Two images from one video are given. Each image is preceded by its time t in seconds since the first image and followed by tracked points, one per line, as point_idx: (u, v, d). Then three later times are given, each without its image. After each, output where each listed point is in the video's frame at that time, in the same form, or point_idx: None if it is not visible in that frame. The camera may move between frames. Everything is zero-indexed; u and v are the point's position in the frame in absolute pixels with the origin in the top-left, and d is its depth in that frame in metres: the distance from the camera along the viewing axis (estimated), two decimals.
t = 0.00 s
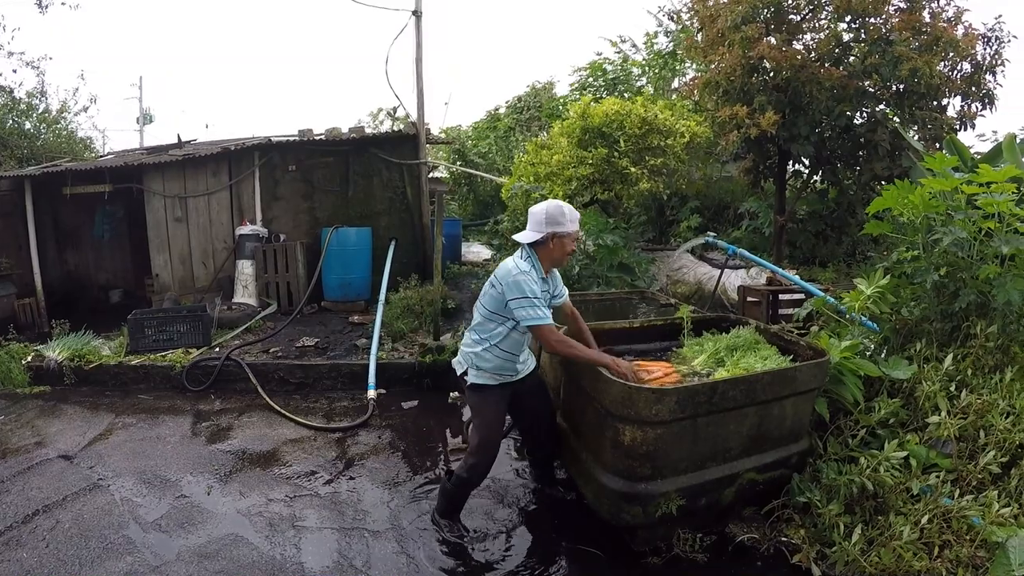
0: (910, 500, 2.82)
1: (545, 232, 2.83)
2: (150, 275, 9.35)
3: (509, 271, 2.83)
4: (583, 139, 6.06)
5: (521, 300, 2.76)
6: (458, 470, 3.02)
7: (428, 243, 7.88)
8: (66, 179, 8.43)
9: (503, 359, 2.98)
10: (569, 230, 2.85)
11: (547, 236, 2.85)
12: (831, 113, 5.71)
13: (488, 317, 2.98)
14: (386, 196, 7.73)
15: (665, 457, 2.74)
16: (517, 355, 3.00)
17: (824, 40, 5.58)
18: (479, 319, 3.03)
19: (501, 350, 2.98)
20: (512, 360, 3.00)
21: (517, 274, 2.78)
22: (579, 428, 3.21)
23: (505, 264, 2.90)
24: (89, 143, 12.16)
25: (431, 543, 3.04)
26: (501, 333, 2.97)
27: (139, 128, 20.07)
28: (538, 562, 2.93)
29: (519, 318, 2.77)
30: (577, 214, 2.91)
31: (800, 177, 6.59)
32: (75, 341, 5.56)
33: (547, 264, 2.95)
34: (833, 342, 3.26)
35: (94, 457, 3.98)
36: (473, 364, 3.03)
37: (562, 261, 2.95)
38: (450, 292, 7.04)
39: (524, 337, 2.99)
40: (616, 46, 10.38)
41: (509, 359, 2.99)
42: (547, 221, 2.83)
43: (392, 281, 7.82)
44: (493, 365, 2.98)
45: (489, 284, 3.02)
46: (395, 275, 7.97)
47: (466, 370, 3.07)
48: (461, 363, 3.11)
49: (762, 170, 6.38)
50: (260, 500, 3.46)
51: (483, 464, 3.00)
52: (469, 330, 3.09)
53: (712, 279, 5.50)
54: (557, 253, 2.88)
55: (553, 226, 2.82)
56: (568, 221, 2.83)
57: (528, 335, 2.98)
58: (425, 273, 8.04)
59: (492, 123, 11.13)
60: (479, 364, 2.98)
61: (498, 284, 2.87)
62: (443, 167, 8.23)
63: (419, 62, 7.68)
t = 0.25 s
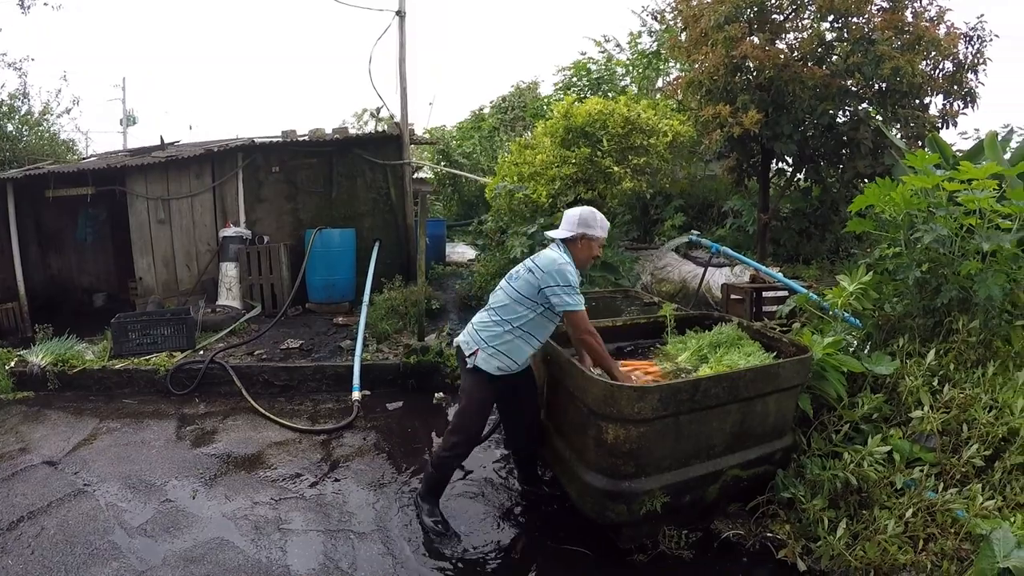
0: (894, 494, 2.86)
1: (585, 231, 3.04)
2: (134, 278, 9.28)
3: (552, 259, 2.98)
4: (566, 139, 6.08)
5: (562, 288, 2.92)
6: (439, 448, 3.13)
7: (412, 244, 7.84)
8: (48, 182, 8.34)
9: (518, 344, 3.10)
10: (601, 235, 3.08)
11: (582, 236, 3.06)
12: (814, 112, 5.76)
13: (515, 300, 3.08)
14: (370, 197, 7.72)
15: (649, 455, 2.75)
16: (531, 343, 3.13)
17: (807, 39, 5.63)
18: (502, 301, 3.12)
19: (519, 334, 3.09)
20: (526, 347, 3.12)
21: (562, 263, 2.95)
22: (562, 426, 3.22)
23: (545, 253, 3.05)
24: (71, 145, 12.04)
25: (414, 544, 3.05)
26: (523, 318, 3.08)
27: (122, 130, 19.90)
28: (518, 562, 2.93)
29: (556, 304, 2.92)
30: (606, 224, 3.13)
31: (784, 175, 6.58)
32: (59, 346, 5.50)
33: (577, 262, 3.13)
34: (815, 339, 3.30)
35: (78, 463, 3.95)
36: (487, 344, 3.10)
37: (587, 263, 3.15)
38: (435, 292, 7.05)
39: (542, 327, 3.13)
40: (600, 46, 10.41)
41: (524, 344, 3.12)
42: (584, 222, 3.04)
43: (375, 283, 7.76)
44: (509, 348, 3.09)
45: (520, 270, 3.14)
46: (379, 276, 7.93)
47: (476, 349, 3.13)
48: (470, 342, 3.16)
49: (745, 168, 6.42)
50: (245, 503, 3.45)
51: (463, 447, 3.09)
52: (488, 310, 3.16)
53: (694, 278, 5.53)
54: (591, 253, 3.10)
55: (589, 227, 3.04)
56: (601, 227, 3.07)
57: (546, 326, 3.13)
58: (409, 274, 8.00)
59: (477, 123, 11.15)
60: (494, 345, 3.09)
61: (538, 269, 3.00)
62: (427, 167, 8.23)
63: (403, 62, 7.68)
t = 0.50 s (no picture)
0: (879, 490, 2.90)
1: (586, 238, 3.09)
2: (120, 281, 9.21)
3: (557, 265, 3.01)
4: (552, 139, 6.09)
5: (565, 293, 2.95)
6: (427, 443, 3.22)
7: (398, 244, 7.84)
8: (33, 184, 8.27)
9: (513, 345, 3.11)
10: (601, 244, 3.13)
11: (580, 242, 3.11)
12: (799, 111, 5.81)
13: (515, 301, 3.09)
14: (357, 199, 7.71)
15: (634, 454, 2.76)
16: (526, 345, 3.13)
17: (792, 39, 5.67)
18: (501, 301, 3.12)
19: (516, 336, 3.11)
20: (521, 349, 3.13)
21: (567, 269, 2.98)
22: (547, 425, 3.24)
23: (549, 258, 3.08)
24: (56, 146, 11.93)
25: (401, 544, 3.06)
26: (521, 319, 3.09)
27: (108, 131, 19.75)
28: (498, 561, 2.95)
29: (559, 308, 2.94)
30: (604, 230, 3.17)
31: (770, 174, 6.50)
32: (45, 350, 5.43)
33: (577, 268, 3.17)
34: (800, 338, 3.34)
35: (64, 467, 3.92)
36: (482, 342, 3.10)
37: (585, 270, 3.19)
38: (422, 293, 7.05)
39: (538, 330, 3.14)
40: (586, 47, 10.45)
41: (519, 347, 3.13)
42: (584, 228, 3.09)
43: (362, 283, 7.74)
44: (504, 348, 3.10)
45: (522, 272, 3.15)
46: (365, 277, 7.92)
47: (470, 347, 3.13)
48: (465, 339, 3.15)
49: (731, 168, 6.46)
50: (232, 506, 3.44)
51: (449, 443, 3.17)
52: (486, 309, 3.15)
53: (679, 277, 5.56)
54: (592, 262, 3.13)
55: (587, 233, 3.08)
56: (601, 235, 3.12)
57: (542, 330, 3.14)
58: (396, 275, 8.00)
59: (464, 124, 11.16)
60: (488, 345, 3.10)
61: (542, 273, 3.02)
62: (414, 168, 8.23)
63: (389, 63, 7.68)
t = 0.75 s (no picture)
0: (865, 489, 2.92)
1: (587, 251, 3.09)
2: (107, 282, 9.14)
3: (560, 277, 3.02)
4: (538, 140, 6.10)
5: (565, 305, 2.97)
6: (413, 442, 3.23)
7: (386, 245, 7.83)
8: (18, 185, 8.19)
9: (504, 348, 3.13)
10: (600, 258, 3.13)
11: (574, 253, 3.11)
12: (786, 113, 5.85)
13: (512, 306, 3.08)
14: (344, 200, 7.69)
15: (620, 454, 2.78)
16: (517, 350, 3.15)
17: (779, 42, 5.72)
18: (498, 303, 3.10)
19: (508, 340, 3.12)
20: (512, 353, 3.15)
21: (569, 282, 3.00)
22: (534, 426, 3.25)
23: (551, 268, 3.08)
24: (41, 146, 11.82)
25: (388, 545, 3.06)
26: (516, 324, 3.10)
27: (94, 131, 19.59)
28: (484, 561, 2.96)
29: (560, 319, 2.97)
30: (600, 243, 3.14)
31: (756, 176, 6.62)
32: (31, 351, 5.37)
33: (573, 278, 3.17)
34: (785, 338, 3.37)
35: (51, 470, 3.89)
36: (475, 342, 3.10)
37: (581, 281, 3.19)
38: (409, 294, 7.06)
39: (531, 336, 3.16)
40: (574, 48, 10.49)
41: (510, 351, 3.14)
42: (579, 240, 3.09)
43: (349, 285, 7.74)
44: (496, 350, 3.11)
45: (522, 278, 3.14)
46: (353, 278, 7.91)
47: (462, 346, 3.12)
48: (457, 337, 3.13)
49: (718, 169, 6.50)
50: (219, 508, 3.42)
51: (434, 442, 3.18)
52: (481, 309, 3.13)
53: (665, 277, 5.59)
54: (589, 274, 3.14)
55: (579, 245, 3.08)
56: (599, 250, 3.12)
57: (534, 336, 3.16)
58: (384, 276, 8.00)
59: (452, 125, 11.17)
60: (480, 346, 3.10)
61: (544, 283, 3.02)
62: (402, 168, 8.23)
63: (378, 64, 7.67)
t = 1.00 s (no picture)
0: (857, 485, 2.94)
1: (575, 250, 3.10)
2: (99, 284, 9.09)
3: (551, 276, 3.03)
4: (530, 140, 6.11)
5: (556, 304, 2.98)
6: (405, 441, 3.24)
7: (378, 245, 7.82)
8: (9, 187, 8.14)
9: (495, 347, 3.13)
10: (590, 258, 3.11)
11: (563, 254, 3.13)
12: (777, 112, 5.87)
13: (503, 305, 3.09)
14: (336, 200, 7.68)
15: (611, 452, 2.79)
16: (508, 348, 3.16)
17: (770, 41, 5.75)
18: (489, 302, 3.11)
19: (499, 338, 3.12)
20: (502, 351, 3.15)
21: (559, 281, 3.00)
22: (526, 425, 3.25)
23: (543, 268, 3.09)
24: (33, 148, 11.75)
25: (382, 544, 3.07)
26: (506, 323, 3.11)
27: (86, 132, 19.49)
28: (477, 559, 2.97)
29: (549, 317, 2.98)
30: (591, 245, 3.12)
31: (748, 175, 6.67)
32: (23, 354, 5.34)
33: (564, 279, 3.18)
34: (776, 336, 3.39)
35: (44, 473, 3.88)
36: (465, 340, 3.11)
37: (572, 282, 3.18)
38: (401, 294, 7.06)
39: (522, 334, 3.16)
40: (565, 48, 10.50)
41: (501, 349, 3.15)
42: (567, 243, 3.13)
43: (341, 285, 7.74)
44: (486, 348, 3.11)
45: (513, 277, 3.15)
46: (345, 279, 7.91)
47: (453, 344, 3.12)
48: (448, 335, 3.14)
49: (710, 168, 6.52)
50: (212, 509, 3.42)
51: (426, 441, 3.19)
52: (472, 307, 3.14)
53: (657, 276, 5.61)
54: (580, 274, 3.14)
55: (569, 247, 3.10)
56: (589, 250, 3.11)
57: (525, 335, 3.17)
58: (376, 277, 8.01)
59: (444, 125, 11.17)
60: (471, 344, 3.10)
61: (534, 281, 3.03)
62: (394, 169, 8.22)
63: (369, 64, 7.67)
